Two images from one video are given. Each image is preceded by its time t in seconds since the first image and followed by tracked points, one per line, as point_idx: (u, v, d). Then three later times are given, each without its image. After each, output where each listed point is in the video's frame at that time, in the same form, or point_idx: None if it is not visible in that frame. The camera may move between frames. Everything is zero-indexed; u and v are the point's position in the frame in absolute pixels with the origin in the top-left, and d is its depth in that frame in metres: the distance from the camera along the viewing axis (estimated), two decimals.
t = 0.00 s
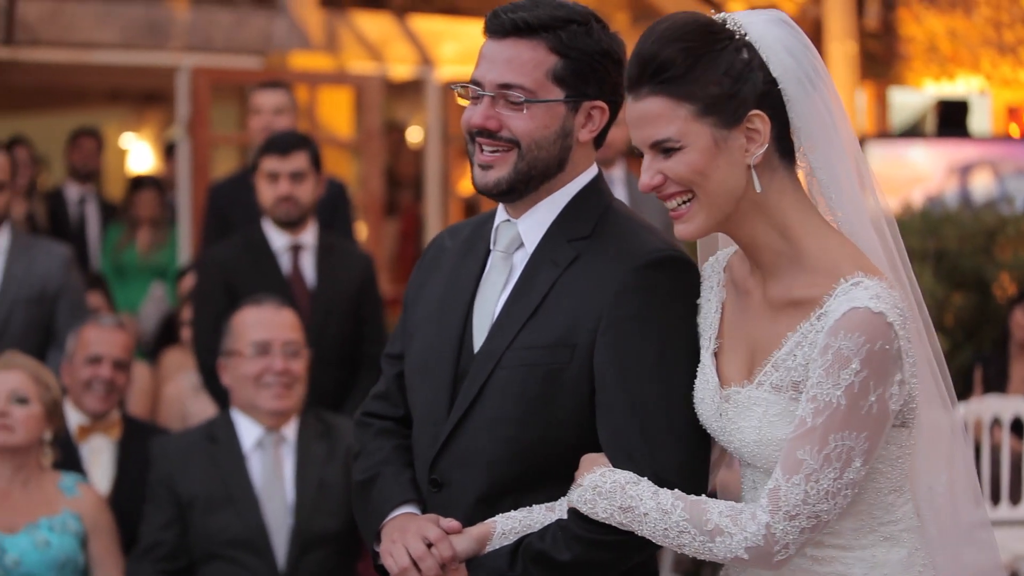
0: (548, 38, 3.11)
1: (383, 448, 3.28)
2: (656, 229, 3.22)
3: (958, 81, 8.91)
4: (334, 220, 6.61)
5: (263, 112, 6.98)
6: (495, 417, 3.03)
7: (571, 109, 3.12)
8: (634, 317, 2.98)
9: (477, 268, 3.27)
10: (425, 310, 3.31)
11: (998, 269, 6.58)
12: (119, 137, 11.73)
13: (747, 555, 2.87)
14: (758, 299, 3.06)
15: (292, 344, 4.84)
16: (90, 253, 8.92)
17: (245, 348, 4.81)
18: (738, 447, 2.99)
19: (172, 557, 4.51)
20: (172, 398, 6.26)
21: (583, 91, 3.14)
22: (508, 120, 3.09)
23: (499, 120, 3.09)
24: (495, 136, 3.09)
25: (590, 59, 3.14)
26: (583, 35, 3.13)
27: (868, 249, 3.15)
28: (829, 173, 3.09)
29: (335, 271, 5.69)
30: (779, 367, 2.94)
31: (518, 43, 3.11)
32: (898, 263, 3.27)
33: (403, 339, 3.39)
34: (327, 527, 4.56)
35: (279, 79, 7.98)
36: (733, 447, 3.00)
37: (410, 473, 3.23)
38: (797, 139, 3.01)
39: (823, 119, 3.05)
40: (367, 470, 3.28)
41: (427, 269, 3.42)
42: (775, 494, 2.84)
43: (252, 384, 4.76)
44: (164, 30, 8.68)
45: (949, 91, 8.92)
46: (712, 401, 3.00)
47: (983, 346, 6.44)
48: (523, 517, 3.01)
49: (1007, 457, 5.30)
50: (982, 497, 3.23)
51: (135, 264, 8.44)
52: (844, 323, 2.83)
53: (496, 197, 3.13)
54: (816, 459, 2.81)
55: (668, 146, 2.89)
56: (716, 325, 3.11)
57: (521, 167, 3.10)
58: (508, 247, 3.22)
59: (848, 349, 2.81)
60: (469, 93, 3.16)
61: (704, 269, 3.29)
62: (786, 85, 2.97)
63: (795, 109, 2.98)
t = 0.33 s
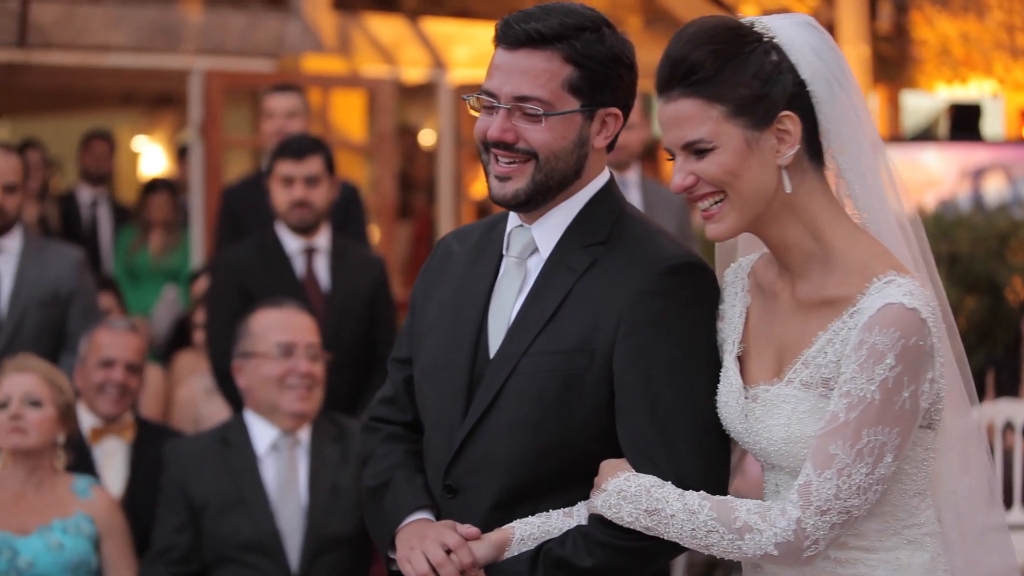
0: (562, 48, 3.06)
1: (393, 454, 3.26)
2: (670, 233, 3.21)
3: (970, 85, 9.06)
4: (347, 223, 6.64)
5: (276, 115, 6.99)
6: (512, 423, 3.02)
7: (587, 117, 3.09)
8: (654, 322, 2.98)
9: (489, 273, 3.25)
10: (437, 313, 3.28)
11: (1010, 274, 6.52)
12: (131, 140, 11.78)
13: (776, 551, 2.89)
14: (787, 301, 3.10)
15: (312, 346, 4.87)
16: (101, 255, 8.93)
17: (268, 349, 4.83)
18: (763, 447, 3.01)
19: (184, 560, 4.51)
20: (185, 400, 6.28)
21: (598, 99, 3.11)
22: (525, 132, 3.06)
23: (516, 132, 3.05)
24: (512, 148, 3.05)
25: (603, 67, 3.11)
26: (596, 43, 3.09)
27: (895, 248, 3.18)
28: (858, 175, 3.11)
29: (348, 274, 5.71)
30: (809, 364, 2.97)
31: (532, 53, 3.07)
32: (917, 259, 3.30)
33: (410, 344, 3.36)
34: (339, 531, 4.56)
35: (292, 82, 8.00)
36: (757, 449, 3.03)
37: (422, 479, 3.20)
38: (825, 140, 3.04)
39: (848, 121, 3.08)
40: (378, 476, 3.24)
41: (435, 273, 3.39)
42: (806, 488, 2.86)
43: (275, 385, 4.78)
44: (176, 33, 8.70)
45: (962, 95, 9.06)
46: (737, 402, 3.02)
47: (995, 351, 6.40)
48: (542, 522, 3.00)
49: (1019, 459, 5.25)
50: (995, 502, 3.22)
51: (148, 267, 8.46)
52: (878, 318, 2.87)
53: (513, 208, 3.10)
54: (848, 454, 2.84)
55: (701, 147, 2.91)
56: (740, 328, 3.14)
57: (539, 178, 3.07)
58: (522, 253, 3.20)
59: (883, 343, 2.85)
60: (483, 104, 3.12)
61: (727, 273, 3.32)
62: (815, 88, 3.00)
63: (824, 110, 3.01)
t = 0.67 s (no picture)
0: (579, 57, 3.06)
1: (401, 459, 3.25)
2: (684, 243, 3.22)
3: (979, 92, 8.14)
4: (355, 230, 6.65)
5: (285, 121, 7.00)
6: (522, 431, 3.02)
7: (602, 126, 3.10)
8: (668, 332, 2.98)
9: (502, 278, 3.25)
10: (445, 321, 3.28)
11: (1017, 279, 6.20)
12: (140, 145, 11.81)
13: (799, 533, 2.86)
14: (823, 296, 3.10)
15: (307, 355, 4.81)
16: (110, 261, 8.94)
17: (281, 356, 4.80)
18: (789, 437, 2.99)
19: (192, 567, 4.53)
20: (193, 406, 6.29)
21: (613, 107, 3.11)
22: (541, 139, 3.06)
23: (532, 140, 3.06)
24: (528, 156, 3.06)
25: (619, 76, 3.11)
26: (612, 51, 3.10)
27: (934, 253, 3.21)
28: (909, 182, 3.18)
29: (357, 281, 5.72)
30: (848, 352, 2.97)
31: (549, 62, 3.07)
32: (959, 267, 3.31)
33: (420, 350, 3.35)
34: (348, 538, 4.58)
35: (301, 87, 8.02)
36: (781, 442, 3.01)
37: (432, 485, 3.19)
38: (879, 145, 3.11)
39: (909, 131, 3.15)
40: (387, 481, 3.23)
41: (445, 279, 3.39)
42: (835, 470, 2.84)
43: (287, 393, 4.77)
44: (186, 38, 8.71)
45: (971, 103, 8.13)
46: (761, 397, 3.04)
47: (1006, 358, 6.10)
48: (552, 529, 3.00)
49: None
50: (1005, 507, 3.23)
51: (156, 272, 8.50)
52: (922, 307, 2.87)
53: (529, 216, 3.10)
54: (882, 437, 2.82)
55: (768, 121, 2.95)
56: (766, 328, 3.17)
57: (554, 186, 3.08)
58: (536, 259, 3.21)
59: (927, 330, 2.85)
60: (498, 112, 3.12)
61: (751, 284, 3.33)
62: (882, 92, 3.07)
63: (885, 115, 3.08)
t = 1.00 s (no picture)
0: (584, 61, 3.06)
1: (400, 460, 3.24)
2: (685, 245, 3.22)
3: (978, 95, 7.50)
4: (353, 233, 6.66)
5: (284, 123, 7.00)
6: (526, 429, 3.01)
7: (606, 130, 3.09)
8: (665, 334, 2.97)
9: (501, 280, 3.25)
10: (445, 321, 3.28)
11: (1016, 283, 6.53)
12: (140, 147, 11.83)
13: (804, 514, 2.87)
14: (847, 292, 3.11)
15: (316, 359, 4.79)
16: (109, 263, 8.94)
17: (293, 360, 4.77)
18: (799, 424, 3.00)
19: (191, 567, 4.52)
20: (191, 409, 6.28)
21: (618, 112, 3.12)
22: (546, 143, 3.06)
23: (536, 144, 3.05)
24: (532, 159, 3.06)
25: (623, 80, 3.11)
26: (616, 55, 3.09)
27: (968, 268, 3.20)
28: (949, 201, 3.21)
29: (355, 283, 5.72)
30: (866, 340, 2.97)
31: (554, 66, 3.07)
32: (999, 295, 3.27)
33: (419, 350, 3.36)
34: (352, 543, 4.56)
35: (301, 90, 8.02)
36: (791, 430, 3.02)
37: (431, 486, 3.18)
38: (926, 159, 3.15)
39: (959, 155, 3.19)
40: (386, 481, 3.23)
41: (444, 278, 3.39)
42: (844, 451, 2.85)
43: (299, 398, 4.75)
44: (186, 40, 8.70)
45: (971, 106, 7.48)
46: (776, 385, 3.08)
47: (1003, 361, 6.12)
48: (553, 528, 3.00)
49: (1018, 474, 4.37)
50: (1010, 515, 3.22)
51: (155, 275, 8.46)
52: (944, 297, 2.88)
53: (531, 219, 3.11)
54: (894, 422, 2.82)
55: (826, 103, 2.99)
56: (785, 326, 3.21)
57: (557, 191, 3.08)
58: (536, 260, 3.21)
59: (946, 320, 2.85)
60: (501, 114, 3.11)
61: (775, 291, 3.36)
62: (938, 106, 3.12)
63: (936, 129, 3.13)
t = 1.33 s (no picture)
0: (588, 55, 3.06)
1: (403, 459, 3.23)
2: (689, 240, 3.21)
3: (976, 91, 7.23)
4: (351, 231, 6.66)
5: (282, 121, 7.00)
6: (533, 424, 3.01)
7: (608, 124, 3.09)
8: (667, 332, 2.97)
9: (506, 277, 3.23)
10: (447, 320, 3.27)
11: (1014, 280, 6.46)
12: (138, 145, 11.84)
13: (810, 505, 2.87)
14: (857, 286, 3.11)
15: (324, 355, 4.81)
16: (108, 261, 8.94)
17: (291, 355, 4.80)
18: (806, 413, 3.01)
19: (188, 561, 4.51)
20: (189, 406, 6.28)
21: (619, 106, 3.11)
22: (548, 136, 3.06)
23: (539, 137, 3.05)
24: (534, 152, 3.05)
25: (626, 75, 3.11)
26: (619, 50, 3.10)
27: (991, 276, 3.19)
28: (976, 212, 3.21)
29: (351, 281, 5.71)
30: (876, 331, 2.98)
31: (557, 59, 3.07)
32: None
33: (421, 348, 3.35)
34: (350, 542, 4.56)
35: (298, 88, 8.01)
36: (798, 419, 3.02)
37: (435, 483, 3.17)
38: (953, 172, 3.14)
39: (988, 171, 3.18)
40: (390, 480, 3.22)
41: (447, 276, 3.37)
42: (851, 443, 2.86)
43: (301, 395, 4.77)
44: (184, 38, 8.70)
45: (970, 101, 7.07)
46: (785, 373, 3.08)
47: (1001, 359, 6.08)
48: (561, 523, 2.99)
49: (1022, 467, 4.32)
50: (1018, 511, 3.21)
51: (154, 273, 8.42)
52: (954, 291, 2.89)
53: (533, 213, 3.10)
54: (901, 414, 2.83)
55: (863, 98, 2.99)
56: (793, 321, 3.20)
57: (559, 184, 3.07)
58: (541, 257, 3.20)
59: (955, 313, 2.86)
60: (504, 108, 3.12)
61: (782, 285, 3.35)
62: (972, 124, 3.11)
63: (969, 143, 3.11)
